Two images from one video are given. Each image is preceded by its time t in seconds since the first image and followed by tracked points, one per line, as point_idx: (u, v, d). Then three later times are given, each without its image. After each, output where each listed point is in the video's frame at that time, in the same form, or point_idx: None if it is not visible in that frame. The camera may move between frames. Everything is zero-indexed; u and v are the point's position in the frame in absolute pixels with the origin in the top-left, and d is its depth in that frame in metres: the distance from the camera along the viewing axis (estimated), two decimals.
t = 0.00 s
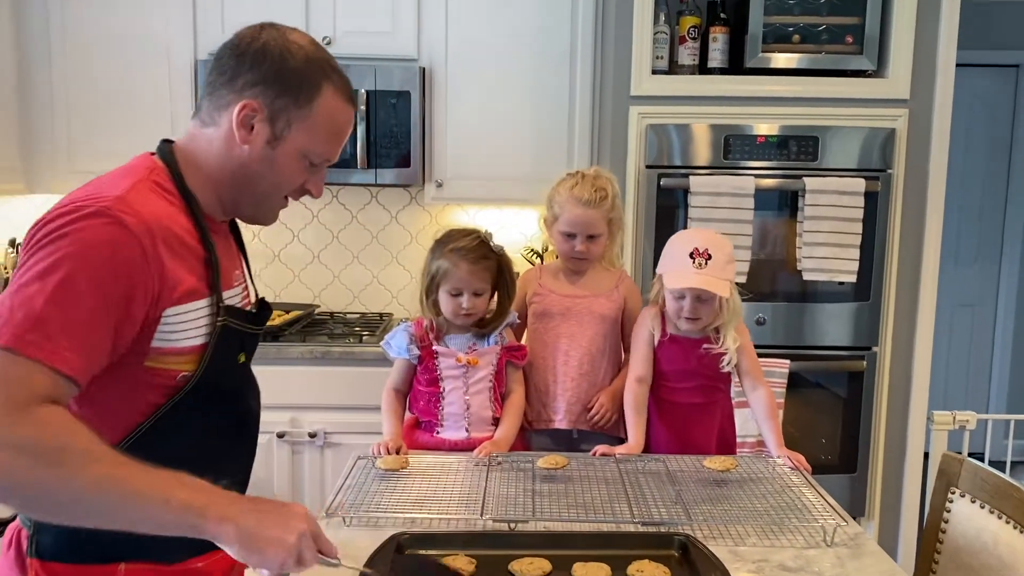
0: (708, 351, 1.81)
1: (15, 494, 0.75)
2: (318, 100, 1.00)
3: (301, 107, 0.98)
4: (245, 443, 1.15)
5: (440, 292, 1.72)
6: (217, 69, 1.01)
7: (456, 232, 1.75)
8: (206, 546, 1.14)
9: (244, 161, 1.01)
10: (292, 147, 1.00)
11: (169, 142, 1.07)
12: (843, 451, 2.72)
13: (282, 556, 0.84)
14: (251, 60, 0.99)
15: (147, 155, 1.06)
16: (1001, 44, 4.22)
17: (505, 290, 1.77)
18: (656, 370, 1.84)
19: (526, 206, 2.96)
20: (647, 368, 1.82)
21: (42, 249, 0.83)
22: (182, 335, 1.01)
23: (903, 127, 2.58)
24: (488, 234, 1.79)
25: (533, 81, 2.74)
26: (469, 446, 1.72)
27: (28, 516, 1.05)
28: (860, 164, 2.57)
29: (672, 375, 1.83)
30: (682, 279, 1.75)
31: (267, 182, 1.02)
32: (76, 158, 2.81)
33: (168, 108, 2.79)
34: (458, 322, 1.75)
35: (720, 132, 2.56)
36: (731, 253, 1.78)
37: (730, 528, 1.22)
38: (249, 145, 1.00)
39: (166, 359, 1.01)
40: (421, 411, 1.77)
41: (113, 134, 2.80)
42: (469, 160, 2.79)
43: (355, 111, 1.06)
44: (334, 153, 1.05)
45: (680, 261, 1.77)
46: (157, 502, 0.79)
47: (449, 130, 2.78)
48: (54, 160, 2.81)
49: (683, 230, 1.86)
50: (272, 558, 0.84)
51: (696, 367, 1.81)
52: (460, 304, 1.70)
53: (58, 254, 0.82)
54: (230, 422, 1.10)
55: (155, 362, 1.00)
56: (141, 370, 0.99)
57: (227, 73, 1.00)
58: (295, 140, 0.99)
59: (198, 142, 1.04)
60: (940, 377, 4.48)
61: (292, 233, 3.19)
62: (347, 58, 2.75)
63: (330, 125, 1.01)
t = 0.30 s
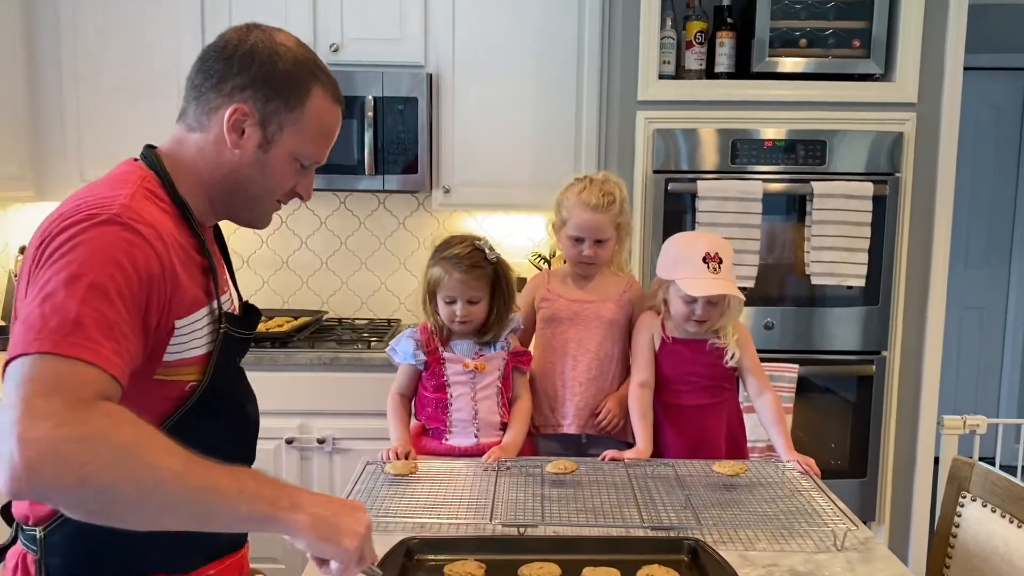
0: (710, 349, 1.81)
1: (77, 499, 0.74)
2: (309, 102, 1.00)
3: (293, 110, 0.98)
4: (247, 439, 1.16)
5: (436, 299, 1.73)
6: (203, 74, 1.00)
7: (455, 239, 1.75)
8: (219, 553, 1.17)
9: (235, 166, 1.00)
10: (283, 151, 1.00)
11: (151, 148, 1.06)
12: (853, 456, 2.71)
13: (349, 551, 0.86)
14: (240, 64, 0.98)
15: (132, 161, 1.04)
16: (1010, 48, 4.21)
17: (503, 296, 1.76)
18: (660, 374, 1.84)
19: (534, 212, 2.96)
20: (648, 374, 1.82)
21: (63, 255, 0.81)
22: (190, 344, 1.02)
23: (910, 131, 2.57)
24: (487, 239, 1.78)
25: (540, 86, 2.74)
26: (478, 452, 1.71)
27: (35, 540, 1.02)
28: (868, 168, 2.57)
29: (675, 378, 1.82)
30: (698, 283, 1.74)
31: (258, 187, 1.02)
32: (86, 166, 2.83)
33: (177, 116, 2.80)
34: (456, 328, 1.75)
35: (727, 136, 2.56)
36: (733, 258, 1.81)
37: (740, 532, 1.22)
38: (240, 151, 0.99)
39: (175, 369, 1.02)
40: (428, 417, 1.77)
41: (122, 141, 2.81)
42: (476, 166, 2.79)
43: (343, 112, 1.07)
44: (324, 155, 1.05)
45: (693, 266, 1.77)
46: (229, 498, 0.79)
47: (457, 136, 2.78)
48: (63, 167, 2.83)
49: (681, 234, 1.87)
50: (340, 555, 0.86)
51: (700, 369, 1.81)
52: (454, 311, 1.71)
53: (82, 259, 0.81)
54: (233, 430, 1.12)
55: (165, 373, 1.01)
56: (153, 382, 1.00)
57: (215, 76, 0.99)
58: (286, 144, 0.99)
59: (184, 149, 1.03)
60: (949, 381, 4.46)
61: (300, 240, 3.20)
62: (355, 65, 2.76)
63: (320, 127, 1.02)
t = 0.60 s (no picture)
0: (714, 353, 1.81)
1: (159, 545, 0.78)
2: (301, 94, 1.00)
3: (285, 104, 0.99)
4: (269, 443, 1.19)
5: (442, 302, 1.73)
6: (190, 71, 1.00)
7: (459, 242, 1.76)
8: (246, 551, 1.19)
9: (231, 164, 1.01)
10: (278, 146, 1.01)
11: (145, 151, 1.06)
12: (860, 459, 2.70)
13: None
14: (228, 59, 0.98)
15: (123, 169, 1.04)
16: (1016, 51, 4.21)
17: (507, 299, 1.77)
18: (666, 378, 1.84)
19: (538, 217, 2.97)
20: (654, 378, 1.81)
21: (103, 296, 0.81)
22: (220, 351, 1.03)
23: (916, 133, 2.57)
24: (489, 242, 1.79)
25: (544, 92, 2.75)
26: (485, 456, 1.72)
27: (80, 547, 1.04)
28: (874, 170, 2.57)
29: (681, 383, 1.82)
30: (703, 288, 1.75)
31: (256, 184, 1.03)
32: (94, 172, 2.85)
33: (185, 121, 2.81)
34: (461, 332, 1.75)
35: (732, 140, 2.57)
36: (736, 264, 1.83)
37: (747, 536, 1.22)
38: (235, 148, 1.00)
39: (206, 374, 1.03)
40: (435, 421, 1.78)
41: (129, 147, 2.83)
42: (480, 172, 2.80)
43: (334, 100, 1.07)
44: (317, 145, 1.06)
45: (697, 271, 1.77)
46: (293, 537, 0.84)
47: (462, 140, 2.79)
48: (71, 173, 2.85)
49: (684, 241, 1.88)
50: None
51: (705, 373, 1.82)
52: (460, 314, 1.71)
53: (127, 299, 0.82)
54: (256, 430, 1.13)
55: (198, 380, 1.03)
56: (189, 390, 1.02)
57: (204, 75, 0.99)
58: (281, 139, 1.00)
59: (178, 150, 1.03)
60: (957, 384, 4.45)
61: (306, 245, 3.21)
62: (360, 70, 2.77)
63: (313, 118, 1.03)
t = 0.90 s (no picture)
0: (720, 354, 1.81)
1: (120, 554, 0.78)
2: (316, 102, 1.01)
3: (303, 113, 1.00)
4: (274, 444, 1.19)
5: (449, 302, 1.73)
6: (207, 78, 0.99)
7: (464, 242, 1.76)
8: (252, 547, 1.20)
9: (248, 172, 1.01)
10: (294, 154, 1.02)
11: (152, 154, 1.04)
12: (866, 458, 2.70)
13: None
14: (248, 68, 0.98)
15: (130, 171, 1.04)
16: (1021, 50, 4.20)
17: (511, 299, 1.77)
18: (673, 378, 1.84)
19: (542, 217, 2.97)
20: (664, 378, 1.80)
21: (95, 304, 0.81)
22: (227, 357, 1.04)
23: (921, 132, 2.57)
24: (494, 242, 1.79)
25: (548, 93, 2.75)
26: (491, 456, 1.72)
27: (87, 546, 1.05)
28: (879, 170, 2.57)
29: (689, 382, 1.83)
30: (710, 300, 1.73)
31: (271, 190, 1.03)
32: (99, 174, 2.85)
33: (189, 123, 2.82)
34: (468, 332, 1.75)
35: (737, 140, 2.57)
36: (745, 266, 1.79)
37: (753, 535, 1.22)
38: (253, 157, 1.00)
39: (213, 381, 1.04)
40: (441, 422, 1.79)
41: (133, 150, 2.84)
42: (484, 173, 2.80)
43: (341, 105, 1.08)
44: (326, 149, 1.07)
45: (704, 280, 1.75)
46: (260, 546, 0.83)
47: (466, 141, 2.79)
48: (76, 175, 2.86)
49: (692, 242, 1.85)
50: None
51: (711, 374, 1.82)
52: (467, 314, 1.71)
53: (116, 311, 0.81)
54: (263, 431, 1.14)
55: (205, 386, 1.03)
56: (193, 397, 1.02)
57: (223, 83, 0.98)
58: (297, 147, 1.01)
59: (190, 155, 1.02)
60: (963, 384, 4.44)
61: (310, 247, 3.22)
62: (364, 71, 2.78)
63: (325, 124, 1.04)
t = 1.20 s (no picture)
0: (726, 355, 1.82)
1: (230, 512, 0.85)
2: (315, 103, 1.02)
3: (303, 113, 1.01)
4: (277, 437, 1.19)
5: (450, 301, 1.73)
6: (212, 78, 0.99)
7: (466, 240, 1.75)
8: (261, 535, 1.21)
9: (248, 169, 1.01)
10: (293, 153, 1.02)
11: (156, 153, 1.04)
12: (870, 456, 2.70)
13: (405, 496, 1.05)
14: (251, 68, 0.98)
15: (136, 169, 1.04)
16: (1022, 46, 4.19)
17: (513, 297, 1.77)
18: (679, 375, 1.84)
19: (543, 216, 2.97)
20: (671, 374, 1.80)
21: (134, 296, 0.84)
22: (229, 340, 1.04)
23: (923, 129, 2.57)
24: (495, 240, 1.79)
25: (550, 92, 2.75)
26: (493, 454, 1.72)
27: (93, 531, 1.07)
28: (881, 166, 2.56)
29: (695, 380, 1.83)
30: (697, 288, 1.75)
31: (270, 188, 1.03)
32: (101, 174, 2.86)
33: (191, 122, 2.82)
34: (470, 331, 1.75)
35: (739, 138, 2.56)
36: (743, 260, 1.79)
37: (756, 532, 1.22)
38: (253, 154, 1.00)
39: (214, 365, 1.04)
40: (444, 421, 1.79)
41: (136, 150, 2.84)
42: (486, 172, 2.80)
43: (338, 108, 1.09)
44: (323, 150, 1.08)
45: (694, 272, 1.77)
46: (332, 481, 0.94)
47: (468, 141, 2.79)
48: (78, 176, 2.86)
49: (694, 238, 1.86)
50: (390, 502, 1.04)
51: (716, 374, 1.82)
52: (469, 312, 1.71)
53: (154, 300, 0.84)
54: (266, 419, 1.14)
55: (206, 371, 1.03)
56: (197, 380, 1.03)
57: (227, 83, 0.98)
58: (297, 146, 1.02)
59: (192, 153, 1.02)
60: (966, 382, 4.43)
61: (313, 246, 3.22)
62: (365, 71, 2.78)
63: (324, 126, 1.04)
